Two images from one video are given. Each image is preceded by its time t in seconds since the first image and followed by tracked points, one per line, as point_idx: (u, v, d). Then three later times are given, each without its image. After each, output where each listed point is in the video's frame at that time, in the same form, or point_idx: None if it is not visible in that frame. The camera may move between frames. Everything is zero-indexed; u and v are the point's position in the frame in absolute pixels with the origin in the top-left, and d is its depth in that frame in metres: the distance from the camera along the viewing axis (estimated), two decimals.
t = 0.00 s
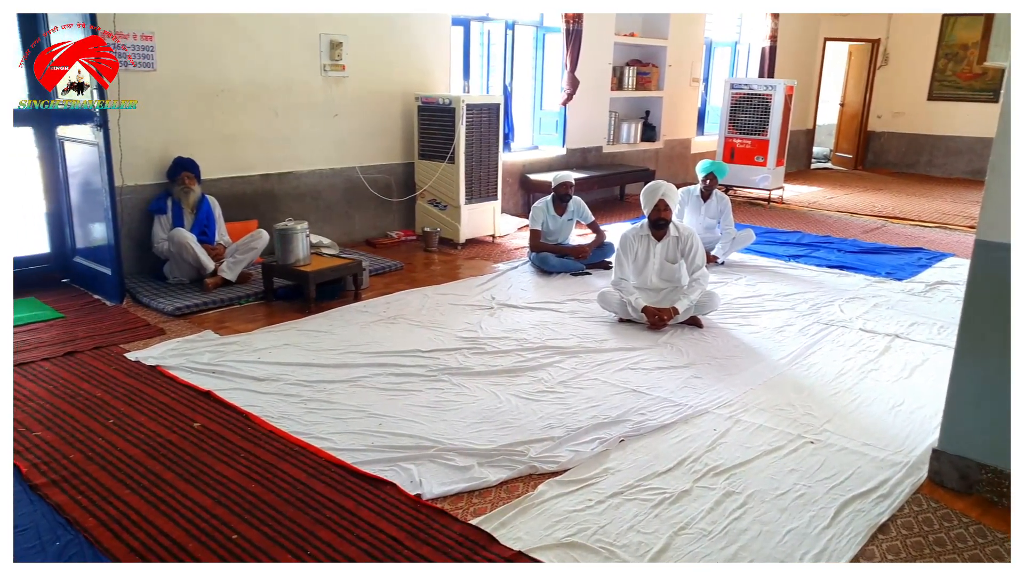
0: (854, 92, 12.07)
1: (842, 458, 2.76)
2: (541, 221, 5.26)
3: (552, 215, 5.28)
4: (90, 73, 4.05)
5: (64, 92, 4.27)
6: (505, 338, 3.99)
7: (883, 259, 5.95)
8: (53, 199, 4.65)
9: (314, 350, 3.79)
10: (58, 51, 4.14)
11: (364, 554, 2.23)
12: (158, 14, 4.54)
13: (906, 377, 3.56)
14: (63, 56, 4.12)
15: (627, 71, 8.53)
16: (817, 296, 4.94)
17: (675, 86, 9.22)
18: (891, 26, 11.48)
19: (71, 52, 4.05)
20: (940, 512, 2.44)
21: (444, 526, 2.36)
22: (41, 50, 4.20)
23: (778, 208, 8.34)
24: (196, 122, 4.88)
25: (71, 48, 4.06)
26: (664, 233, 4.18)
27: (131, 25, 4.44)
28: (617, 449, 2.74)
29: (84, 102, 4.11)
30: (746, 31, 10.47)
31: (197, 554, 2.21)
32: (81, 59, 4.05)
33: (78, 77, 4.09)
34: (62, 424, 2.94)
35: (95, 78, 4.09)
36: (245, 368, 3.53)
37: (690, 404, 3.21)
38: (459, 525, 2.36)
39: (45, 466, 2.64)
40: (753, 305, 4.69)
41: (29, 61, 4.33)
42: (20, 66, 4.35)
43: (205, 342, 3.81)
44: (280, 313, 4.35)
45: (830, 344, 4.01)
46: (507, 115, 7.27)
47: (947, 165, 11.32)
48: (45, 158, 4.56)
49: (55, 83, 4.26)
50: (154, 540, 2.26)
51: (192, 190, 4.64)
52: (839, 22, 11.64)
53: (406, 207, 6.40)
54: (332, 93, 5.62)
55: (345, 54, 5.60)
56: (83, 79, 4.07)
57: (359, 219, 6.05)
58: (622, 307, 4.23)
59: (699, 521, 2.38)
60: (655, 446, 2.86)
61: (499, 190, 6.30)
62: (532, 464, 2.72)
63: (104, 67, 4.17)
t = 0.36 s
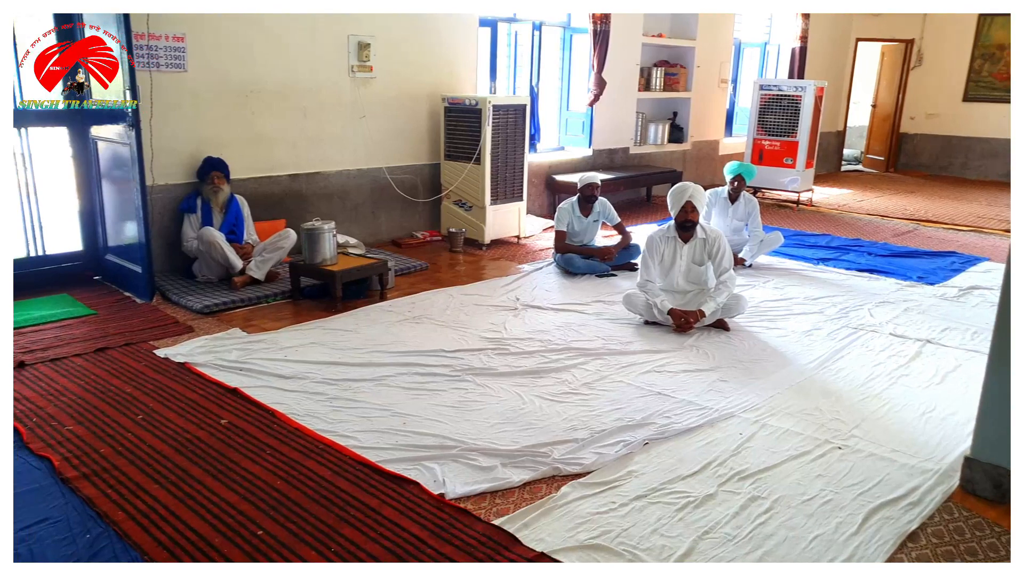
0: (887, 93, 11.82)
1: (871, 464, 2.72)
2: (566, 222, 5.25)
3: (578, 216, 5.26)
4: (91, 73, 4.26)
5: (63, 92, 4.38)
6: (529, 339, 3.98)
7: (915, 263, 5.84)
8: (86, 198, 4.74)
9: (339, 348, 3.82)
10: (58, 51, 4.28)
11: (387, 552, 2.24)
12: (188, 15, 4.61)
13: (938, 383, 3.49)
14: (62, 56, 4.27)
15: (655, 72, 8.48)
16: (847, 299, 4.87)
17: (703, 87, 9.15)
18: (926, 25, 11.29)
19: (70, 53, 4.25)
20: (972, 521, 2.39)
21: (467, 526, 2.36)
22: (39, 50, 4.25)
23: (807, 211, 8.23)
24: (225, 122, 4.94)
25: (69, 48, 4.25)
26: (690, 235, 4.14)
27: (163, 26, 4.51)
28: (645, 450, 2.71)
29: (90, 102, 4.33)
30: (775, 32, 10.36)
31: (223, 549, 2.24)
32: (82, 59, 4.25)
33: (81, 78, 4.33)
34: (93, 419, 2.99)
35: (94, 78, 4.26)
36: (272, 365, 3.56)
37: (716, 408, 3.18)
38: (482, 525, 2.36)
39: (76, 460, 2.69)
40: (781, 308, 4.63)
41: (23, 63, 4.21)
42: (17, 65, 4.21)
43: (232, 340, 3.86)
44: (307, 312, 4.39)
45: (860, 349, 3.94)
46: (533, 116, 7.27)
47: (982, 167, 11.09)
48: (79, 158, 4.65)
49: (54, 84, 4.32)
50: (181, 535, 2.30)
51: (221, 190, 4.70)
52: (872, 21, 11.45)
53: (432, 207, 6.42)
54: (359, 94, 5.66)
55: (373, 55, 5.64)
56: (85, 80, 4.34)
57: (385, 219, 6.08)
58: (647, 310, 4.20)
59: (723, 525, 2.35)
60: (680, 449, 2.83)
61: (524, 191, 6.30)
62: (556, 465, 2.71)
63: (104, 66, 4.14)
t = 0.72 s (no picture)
0: (917, 94, 11.66)
1: (898, 470, 2.67)
2: (589, 223, 5.22)
3: (601, 217, 5.24)
4: (90, 73, 4.45)
5: (63, 93, 4.40)
6: (551, 341, 3.97)
7: (944, 267, 5.73)
8: (115, 197, 4.82)
9: (362, 348, 3.84)
10: (59, 50, 4.30)
11: (408, 552, 2.24)
12: (216, 15, 4.67)
13: (967, 389, 3.42)
14: (62, 56, 4.32)
15: (680, 73, 8.43)
16: (874, 303, 4.79)
17: (729, 88, 9.07)
18: (957, 27, 11.16)
19: (70, 53, 4.32)
20: (1002, 530, 2.34)
21: (488, 526, 2.36)
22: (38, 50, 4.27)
23: (834, 213, 8.12)
24: (250, 123, 4.99)
25: (69, 48, 4.32)
26: (715, 236, 4.10)
27: (191, 27, 4.58)
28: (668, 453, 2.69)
29: (90, 102, 4.50)
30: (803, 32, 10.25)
31: (247, 546, 2.26)
32: (80, 59, 4.39)
33: (79, 77, 4.44)
34: (120, 415, 3.03)
35: (94, 77, 4.46)
36: (295, 364, 3.59)
37: (739, 411, 3.14)
38: (502, 525, 2.35)
39: (103, 455, 2.73)
40: (807, 311, 4.57)
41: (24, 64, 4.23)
42: (18, 66, 4.22)
43: (256, 338, 3.89)
44: (330, 311, 4.42)
45: (886, 353, 3.88)
46: (557, 117, 7.26)
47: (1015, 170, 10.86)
48: (108, 158, 4.72)
49: (54, 84, 4.36)
50: (205, 531, 2.32)
51: (247, 190, 4.75)
52: (902, 21, 11.26)
53: (455, 208, 6.43)
54: (383, 95, 5.68)
55: (397, 56, 5.67)
56: (84, 79, 4.47)
57: (408, 219, 6.11)
58: (671, 312, 4.17)
59: (746, 529, 2.32)
60: (703, 452, 2.81)
61: (547, 191, 6.29)
62: (577, 467, 2.70)
63: (105, 67, 4.41)
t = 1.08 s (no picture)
0: (949, 94, 11.43)
1: (927, 477, 2.61)
2: (613, 224, 5.19)
3: (625, 218, 5.20)
4: (89, 72, 4.48)
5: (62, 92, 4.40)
6: (574, 342, 3.95)
7: (976, 270, 5.61)
8: (143, 196, 4.88)
9: (384, 347, 3.85)
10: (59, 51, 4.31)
11: (429, 551, 2.24)
12: (243, 16, 4.71)
13: (1000, 395, 3.34)
14: (62, 56, 4.33)
15: (706, 73, 8.35)
16: (904, 306, 4.70)
17: (756, 88, 8.97)
18: (991, 27, 10.95)
19: (71, 53, 4.34)
20: None
21: (509, 527, 2.35)
22: (38, 49, 4.27)
23: (863, 215, 7.99)
24: (275, 123, 5.03)
25: (71, 48, 4.35)
26: (740, 238, 4.03)
27: (218, 28, 4.63)
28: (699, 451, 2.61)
29: (92, 102, 4.52)
30: (832, 31, 10.11)
31: (269, 542, 2.27)
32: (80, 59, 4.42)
33: (79, 77, 4.46)
34: (146, 411, 3.07)
35: (93, 77, 4.50)
36: (318, 362, 3.61)
37: (764, 415, 3.10)
38: (524, 526, 2.34)
39: (129, 450, 2.76)
40: (834, 314, 4.50)
41: (24, 64, 4.24)
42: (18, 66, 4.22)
43: (280, 336, 3.92)
44: (353, 310, 4.43)
45: (916, 358, 3.80)
46: (581, 117, 7.24)
47: None
48: (136, 157, 4.79)
49: (54, 84, 4.37)
50: (228, 526, 2.34)
51: (273, 188, 4.80)
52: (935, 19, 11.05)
53: (478, 208, 6.43)
54: (408, 95, 5.70)
55: (422, 56, 5.68)
56: (83, 79, 4.48)
57: (431, 219, 6.12)
58: (695, 313, 4.12)
59: (770, 534, 2.29)
60: (726, 456, 2.77)
61: (571, 192, 6.26)
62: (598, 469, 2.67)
63: (104, 67, 4.52)
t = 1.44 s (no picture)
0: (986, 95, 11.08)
1: (958, 485, 2.55)
2: (640, 225, 5.16)
3: (652, 220, 5.16)
4: (89, 72, 4.47)
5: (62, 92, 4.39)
6: (598, 343, 3.92)
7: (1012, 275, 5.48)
8: (173, 194, 4.95)
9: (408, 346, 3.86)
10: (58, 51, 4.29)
11: (453, 551, 2.24)
12: (273, 17, 4.77)
13: None
14: (63, 55, 4.32)
15: (735, 74, 8.27)
16: (936, 311, 4.61)
17: (786, 89, 8.87)
18: None
19: (71, 53, 4.33)
20: None
21: (531, 528, 2.34)
22: (38, 49, 4.26)
23: (895, 218, 7.85)
24: (303, 123, 5.08)
25: (70, 48, 4.32)
26: (768, 242, 3.94)
27: (248, 28, 4.68)
28: (696, 463, 2.66)
29: (90, 102, 4.50)
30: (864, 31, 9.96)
31: (293, 539, 2.29)
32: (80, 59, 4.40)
33: (79, 77, 4.44)
34: (174, 407, 3.11)
35: (93, 76, 4.49)
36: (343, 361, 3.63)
37: (791, 419, 3.05)
38: (547, 528, 2.34)
39: (157, 446, 2.80)
40: (863, 318, 4.42)
41: (37, 44, 4.24)
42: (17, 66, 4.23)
43: (306, 334, 3.95)
44: (378, 310, 4.46)
45: (948, 363, 3.72)
46: (608, 117, 7.21)
47: None
48: (167, 156, 4.86)
49: (54, 84, 4.35)
50: (254, 523, 2.36)
51: (300, 188, 4.85)
52: (970, 19, 10.85)
53: (503, 209, 6.43)
54: (434, 96, 5.72)
55: (449, 57, 5.70)
56: (83, 79, 4.47)
57: (456, 220, 6.13)
58: (722, 316, 4.08)
59: (795, 540, 2.25)
60: (752, 460, 2.73)
61: (597, 193, 6.24)
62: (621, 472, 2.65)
63: (104, 66, 4.50)
